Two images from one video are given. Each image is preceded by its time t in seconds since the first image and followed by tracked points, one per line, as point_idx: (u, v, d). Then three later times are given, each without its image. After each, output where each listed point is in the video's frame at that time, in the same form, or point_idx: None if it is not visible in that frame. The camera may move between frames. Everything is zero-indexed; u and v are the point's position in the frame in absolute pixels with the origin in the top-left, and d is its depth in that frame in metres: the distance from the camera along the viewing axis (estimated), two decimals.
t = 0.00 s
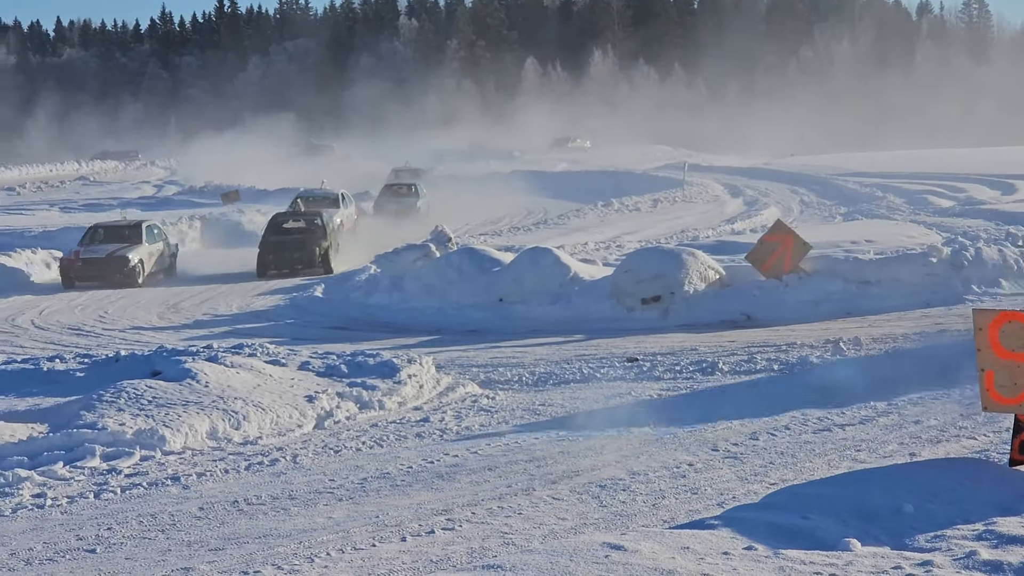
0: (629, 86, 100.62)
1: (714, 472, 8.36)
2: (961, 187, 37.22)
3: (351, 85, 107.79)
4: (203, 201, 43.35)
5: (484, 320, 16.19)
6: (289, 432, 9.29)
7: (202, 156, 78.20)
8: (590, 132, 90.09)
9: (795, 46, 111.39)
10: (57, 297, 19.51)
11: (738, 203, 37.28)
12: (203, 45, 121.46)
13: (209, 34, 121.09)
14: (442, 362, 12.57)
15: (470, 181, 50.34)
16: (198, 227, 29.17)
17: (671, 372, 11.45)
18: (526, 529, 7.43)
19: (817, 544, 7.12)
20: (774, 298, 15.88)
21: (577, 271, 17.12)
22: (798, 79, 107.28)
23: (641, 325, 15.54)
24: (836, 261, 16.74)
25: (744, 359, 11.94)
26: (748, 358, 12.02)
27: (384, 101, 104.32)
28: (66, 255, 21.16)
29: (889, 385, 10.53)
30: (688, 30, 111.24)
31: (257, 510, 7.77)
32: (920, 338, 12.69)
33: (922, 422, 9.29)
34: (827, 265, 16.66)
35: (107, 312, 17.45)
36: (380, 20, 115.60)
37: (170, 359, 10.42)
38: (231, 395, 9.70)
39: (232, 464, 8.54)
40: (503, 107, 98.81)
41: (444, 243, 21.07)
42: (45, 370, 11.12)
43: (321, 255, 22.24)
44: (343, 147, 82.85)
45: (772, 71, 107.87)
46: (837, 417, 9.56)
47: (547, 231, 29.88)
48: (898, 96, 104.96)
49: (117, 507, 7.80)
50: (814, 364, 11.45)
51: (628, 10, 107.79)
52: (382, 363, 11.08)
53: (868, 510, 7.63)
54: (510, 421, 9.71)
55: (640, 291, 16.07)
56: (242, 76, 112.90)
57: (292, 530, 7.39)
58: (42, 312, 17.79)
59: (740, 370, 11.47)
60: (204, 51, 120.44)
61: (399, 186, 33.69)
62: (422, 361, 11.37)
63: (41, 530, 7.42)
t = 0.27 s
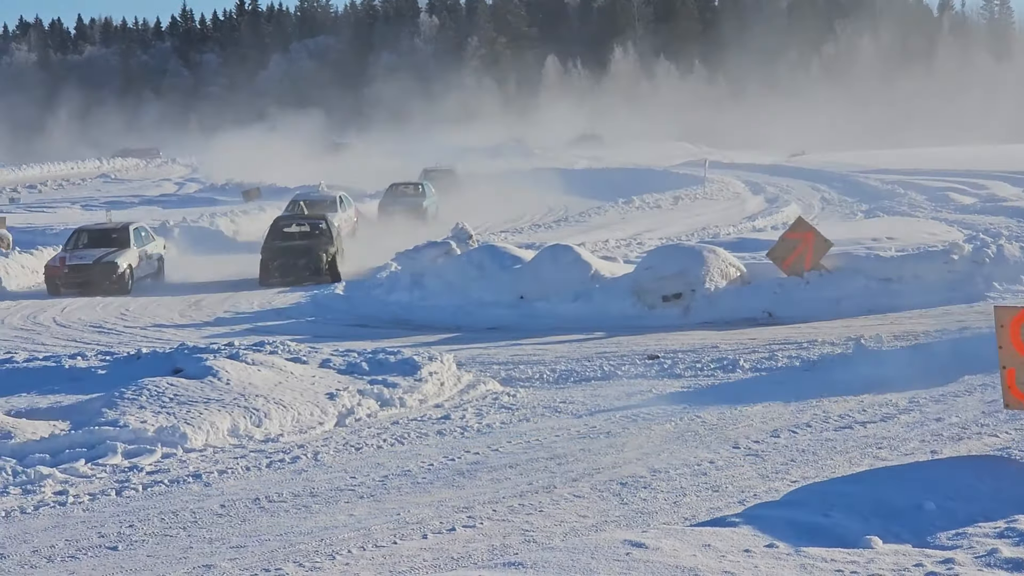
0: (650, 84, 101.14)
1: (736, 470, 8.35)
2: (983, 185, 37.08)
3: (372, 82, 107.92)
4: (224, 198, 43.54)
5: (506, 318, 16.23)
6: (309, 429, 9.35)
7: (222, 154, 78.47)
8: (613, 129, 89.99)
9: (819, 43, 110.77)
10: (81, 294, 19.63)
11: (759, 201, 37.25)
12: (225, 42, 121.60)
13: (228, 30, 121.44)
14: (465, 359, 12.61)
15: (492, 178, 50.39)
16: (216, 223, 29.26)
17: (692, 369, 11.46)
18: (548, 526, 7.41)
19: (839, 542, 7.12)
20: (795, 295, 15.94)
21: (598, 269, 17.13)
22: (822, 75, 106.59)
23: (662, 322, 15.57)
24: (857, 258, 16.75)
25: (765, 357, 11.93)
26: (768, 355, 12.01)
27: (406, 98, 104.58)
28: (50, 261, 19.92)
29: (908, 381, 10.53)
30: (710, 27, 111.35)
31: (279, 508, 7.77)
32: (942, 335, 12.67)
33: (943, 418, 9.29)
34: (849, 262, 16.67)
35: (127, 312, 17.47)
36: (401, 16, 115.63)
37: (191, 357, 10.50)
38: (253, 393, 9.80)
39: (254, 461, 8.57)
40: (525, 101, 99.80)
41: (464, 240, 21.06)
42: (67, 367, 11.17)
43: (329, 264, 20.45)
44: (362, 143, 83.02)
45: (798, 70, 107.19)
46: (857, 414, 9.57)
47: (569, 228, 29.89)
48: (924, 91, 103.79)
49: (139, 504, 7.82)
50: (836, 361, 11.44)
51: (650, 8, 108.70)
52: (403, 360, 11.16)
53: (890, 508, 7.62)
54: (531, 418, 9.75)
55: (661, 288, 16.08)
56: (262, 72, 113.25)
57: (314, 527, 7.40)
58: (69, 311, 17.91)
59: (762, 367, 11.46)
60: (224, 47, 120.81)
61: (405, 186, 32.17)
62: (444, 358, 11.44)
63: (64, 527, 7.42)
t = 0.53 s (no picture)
0: (667, 81, 100.85)
1: (752, 467, 8.35)
2: (1000, 182, 36.93)
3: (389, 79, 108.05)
4: (240, 196, 43.71)
5: (522, 314, 16.29)
6: (325, 426, 9.39)
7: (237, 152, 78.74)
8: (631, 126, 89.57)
9: (835, 41, 110.27)
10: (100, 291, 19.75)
11: (776, 198, 37.23)
12: (241, 40, 121.75)
13: (244, 28, 121.73)
14: (482, 356, 12.64)
15: (509, 176, 50.47)
16: (232, 220, 29.38)
17: (708, 366, 11.47)
18: (564, 522, 7.39)
19: (855, 539, 7.11)
20: (811, 292, 16.02)
21: (615, 266, 17.17)
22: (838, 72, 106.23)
23: (679, 319, 15.61)
24: (873, 255, 16.77)
25: (781, 354, 11.93)
26: (784, 353, 11.99)
27: (422, 96, 104.65)
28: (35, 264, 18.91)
29: (926, 377, 10.51)
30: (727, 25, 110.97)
31: (295, 505, 7.78)
32: (959, 332, 12.66)
33: (960, 415, 9.28)
34: (865, 259, 16.69)
35: (142, 311, 17.52)
36: (416, 15, 115.57)
37: (208, 356, 10.56)
38: (269, 390, 9.85)
39: (271, 458, 8.60)
40: (542, 99, 99.88)
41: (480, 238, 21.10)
42: (84, 364, 11.21)
43: (335, 268, 19.50)
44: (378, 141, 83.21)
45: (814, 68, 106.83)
46: (874, 411, 9.55)
47: (585, 225, 29.91)
48: (940, 90, 103.25)
49: (155, 501, 7.82)
50: (852, 360, 11.42)
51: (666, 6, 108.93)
52: (420, 358, 11.20)
53: (906, 504, 7.61)
54: (547, 415, 9.77)
55: (677, 285, 16.12)
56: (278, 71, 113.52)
57: (329, 525, 7.39)
58: (89, 307, 18.03)
59: (778, 365, 11.46)
60: (240, 45, 121.08)
61: (405, 186, 31.32)
62: (460, 355, 11.48)
63: (82, 524, 7.43)
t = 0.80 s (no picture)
0: (679, 80, 100.83)
1: (765, 464, 8.34)
2: (1014, 179, 36.78)
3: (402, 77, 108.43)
4: (253, 193, 43.88)
5: (534, 311, 16.29)
6: (338, 423, 9.44)
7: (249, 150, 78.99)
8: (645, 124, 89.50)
9: (848, 37, 109.87)
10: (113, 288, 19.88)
11: (788, 194, 37.24)
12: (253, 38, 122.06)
13: (257, 26, 122.09)
14: (495, 352, 12.63)
15: (521, 173, 50.57)
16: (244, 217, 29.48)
17: (721, 363, 11.48)
18: (576, 519, 7.38)
19: (866, 536, 7.10)
20: (824, 289, 16.02)
21: (626, 263, 17.16)
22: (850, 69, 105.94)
23: (690, 316, 15.61)
24: (885, 251, 16.79)
25: (794, 350, 11.93)
26: (797, 349, 12.01)
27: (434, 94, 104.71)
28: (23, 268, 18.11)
29: (937, 373, 10.52)
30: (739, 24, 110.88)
31: (306, 501, 7.78)
32: (972, 329, 12.66)
33: (972, 413, 9.26)
34: (878, 256, 16.69)
35: (153, 309, 17.60)
36: (428, 11, 115.55)
37: (221, 352, 10.60)
38: (281, 387, 9.87)
39: (283, 455, 8.62)
40: (554, 97, 99.85)
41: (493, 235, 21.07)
42: (95, 361, 11.25)
43: (342, 266, 18.74)
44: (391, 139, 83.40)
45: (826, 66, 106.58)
46: (888, 408, 9.54)
47: (598, 222, 29.91)
48: (953, 87, 102.82)
49: (167, 498, 7.81)
50: (865, 357, 11.41)
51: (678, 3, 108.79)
52: (433, 355, 11.22)
53: (919, 502, 7.59)
54: (559, 412, 9.78)
55: (689, 282, 16.10)
56: (291, 68, 113.90)
57: (341, 522, 7.39)
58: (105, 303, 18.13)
59: (791, 361, 11.46)
60: (253, 43, 121.49)
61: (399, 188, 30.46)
62: (473, 352, 11.51)
63: (94, 520, 7.43)
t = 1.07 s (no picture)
0: (689, 77, 100.54)
1: (775, 461, 8.34)
2: None
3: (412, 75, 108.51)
4: (262, 191, 43.99)
5: (545, 308, 16.32)
6: (349, 420, 9.45)
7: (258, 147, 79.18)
8: (658, 121, 89.33)
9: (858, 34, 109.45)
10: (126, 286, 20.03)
11: (798, 191, 37.25)
12: (261, 35, 122.25)
13: (266, 23, 122.32)
14: (506, 350, 12.65)
15: (530, 170, 50.65)
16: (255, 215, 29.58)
17: (732, 360, 11.48)
18: (586, 517, 7.38)
19: (877, 533, 7.10)
20: (834, 286, 16.02)
21: (637, 260, 17.17)
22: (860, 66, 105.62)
23: (701, 313, 15.62)
24: (896, 248, 16.81)
25: (804, 348, 11.93)
26: (808, 346, 12.01)
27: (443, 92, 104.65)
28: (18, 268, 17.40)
29: (948, 371, 10.50)
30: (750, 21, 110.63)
31: (317, 498, 7.78)
32: (983, 327, 12.66)
33: (983, 410, 9.26)
34: (888, 253, 16.72)
35: (164, 307, 17.68)
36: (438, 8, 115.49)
37: (231, 349, 10.61)
38: (292, 384, 9.88)
39: (294, 452, 8.63)
40: (564, 94, 99.65)
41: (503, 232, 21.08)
42: (106, 358, 11.28)
43: (353, 270, 18.03)
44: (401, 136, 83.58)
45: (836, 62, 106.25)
46: (897, 405, 9.54)
47: (607, 219, 29.93)
48: (962, 84, 102.34)
49: (177, 495, 7.82)
50: (875, 354, 11.41)
51: None
52: (442, 352, 11.24)
53: (929, 499, 7.59)
54: (569, 409, 9.78)
55: (699, 279, 16.13)
56: (301, 65, 114.10)
57: (351, 519, 7.39)
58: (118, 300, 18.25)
59: (801, 358, 11.46)
60: (263, 40, 121.71)
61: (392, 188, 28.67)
62: (483, 349, 11.52)
63: (104, 518, 7.44)
